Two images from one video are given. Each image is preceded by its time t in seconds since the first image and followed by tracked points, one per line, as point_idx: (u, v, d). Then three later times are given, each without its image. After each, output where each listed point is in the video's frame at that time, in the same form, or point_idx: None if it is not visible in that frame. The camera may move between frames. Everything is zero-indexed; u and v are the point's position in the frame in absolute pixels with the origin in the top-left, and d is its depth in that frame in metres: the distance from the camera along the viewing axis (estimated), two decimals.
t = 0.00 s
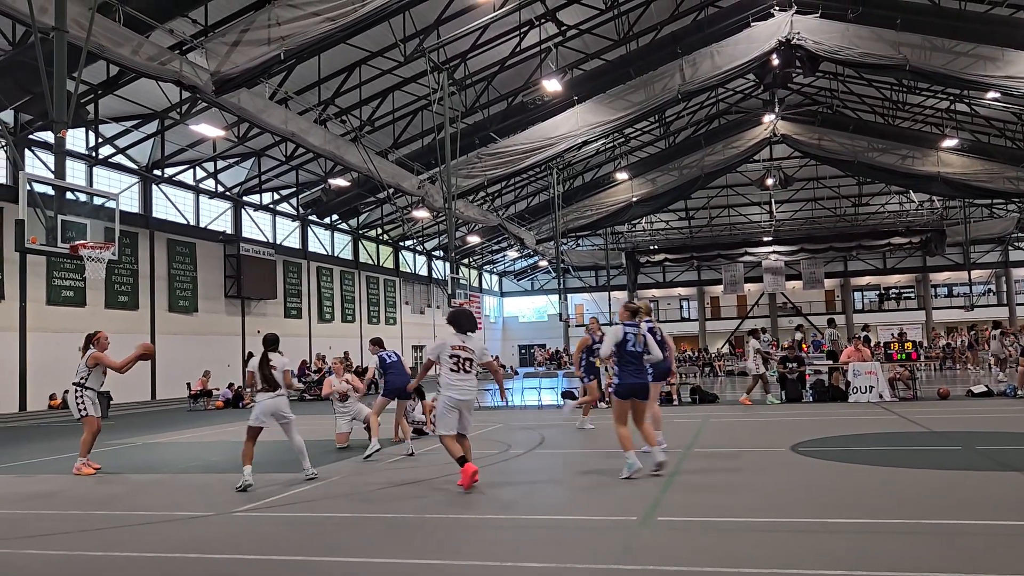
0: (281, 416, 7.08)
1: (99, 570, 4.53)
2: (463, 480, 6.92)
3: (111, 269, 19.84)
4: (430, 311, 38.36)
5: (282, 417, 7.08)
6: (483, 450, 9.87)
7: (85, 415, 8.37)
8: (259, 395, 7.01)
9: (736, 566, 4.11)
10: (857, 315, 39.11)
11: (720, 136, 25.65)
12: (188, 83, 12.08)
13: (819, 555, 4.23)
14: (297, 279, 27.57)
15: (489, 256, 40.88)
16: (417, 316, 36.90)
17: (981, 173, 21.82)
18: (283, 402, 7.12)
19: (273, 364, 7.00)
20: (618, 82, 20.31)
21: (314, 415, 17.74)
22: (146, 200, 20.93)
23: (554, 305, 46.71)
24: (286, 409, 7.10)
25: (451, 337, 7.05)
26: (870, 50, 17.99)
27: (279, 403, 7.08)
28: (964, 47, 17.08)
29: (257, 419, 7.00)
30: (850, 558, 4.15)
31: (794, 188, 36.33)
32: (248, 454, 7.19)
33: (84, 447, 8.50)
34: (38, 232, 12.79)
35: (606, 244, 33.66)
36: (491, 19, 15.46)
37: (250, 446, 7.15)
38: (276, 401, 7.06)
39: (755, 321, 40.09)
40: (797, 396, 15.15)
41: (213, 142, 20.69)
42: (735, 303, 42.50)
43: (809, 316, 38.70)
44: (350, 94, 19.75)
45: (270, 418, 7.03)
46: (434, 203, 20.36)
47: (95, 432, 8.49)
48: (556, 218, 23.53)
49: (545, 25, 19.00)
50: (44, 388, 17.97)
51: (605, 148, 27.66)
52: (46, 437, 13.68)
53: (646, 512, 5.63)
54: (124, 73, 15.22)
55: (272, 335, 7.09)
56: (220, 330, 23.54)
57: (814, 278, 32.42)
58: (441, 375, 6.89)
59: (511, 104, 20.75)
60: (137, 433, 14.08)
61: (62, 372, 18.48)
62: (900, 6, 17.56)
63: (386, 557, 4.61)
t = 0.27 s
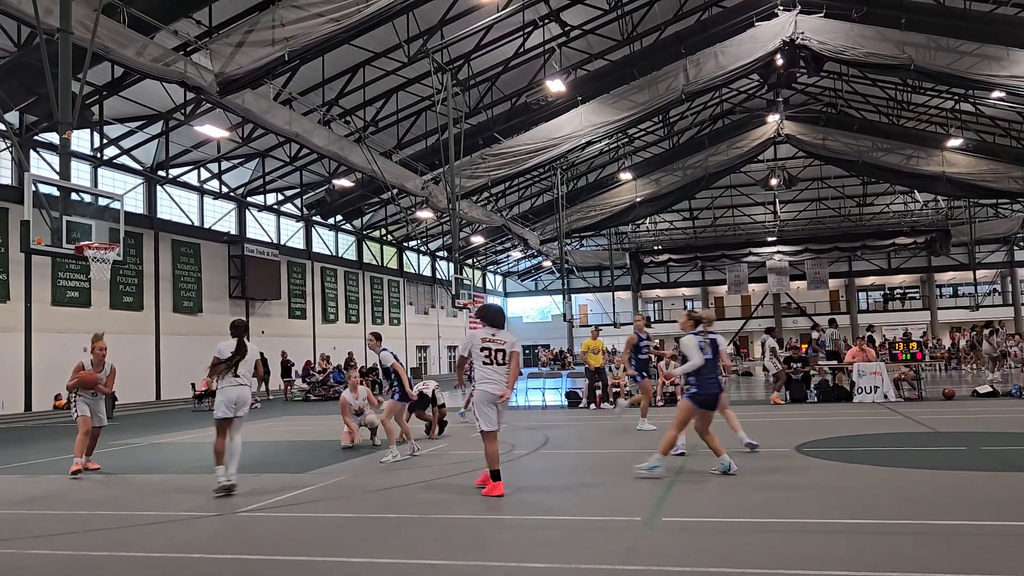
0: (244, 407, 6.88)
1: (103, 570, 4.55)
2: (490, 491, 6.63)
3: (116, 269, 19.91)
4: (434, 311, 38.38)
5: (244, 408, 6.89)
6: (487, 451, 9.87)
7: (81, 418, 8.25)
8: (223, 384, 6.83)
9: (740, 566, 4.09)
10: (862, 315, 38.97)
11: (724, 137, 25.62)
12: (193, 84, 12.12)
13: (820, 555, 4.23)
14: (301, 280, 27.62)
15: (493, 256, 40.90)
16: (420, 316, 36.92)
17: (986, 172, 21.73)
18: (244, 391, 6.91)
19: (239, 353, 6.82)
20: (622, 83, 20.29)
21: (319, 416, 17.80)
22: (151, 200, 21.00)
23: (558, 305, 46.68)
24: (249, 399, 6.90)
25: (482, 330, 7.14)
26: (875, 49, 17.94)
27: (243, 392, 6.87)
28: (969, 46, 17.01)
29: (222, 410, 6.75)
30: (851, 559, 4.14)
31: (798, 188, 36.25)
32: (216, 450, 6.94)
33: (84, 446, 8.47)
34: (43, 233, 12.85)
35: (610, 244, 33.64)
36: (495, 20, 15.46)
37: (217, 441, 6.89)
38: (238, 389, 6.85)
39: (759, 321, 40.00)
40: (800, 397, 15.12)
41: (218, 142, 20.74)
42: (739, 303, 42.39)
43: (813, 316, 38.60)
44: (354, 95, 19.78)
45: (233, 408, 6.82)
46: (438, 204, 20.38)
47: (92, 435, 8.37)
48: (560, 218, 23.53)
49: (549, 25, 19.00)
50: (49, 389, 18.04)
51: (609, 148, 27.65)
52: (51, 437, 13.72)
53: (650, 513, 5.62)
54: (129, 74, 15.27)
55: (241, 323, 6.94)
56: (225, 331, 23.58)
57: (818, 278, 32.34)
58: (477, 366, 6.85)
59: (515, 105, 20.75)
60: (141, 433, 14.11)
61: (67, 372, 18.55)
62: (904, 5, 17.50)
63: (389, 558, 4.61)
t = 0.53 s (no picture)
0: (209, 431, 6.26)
1: (109, 568, 4.57)
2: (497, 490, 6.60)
3: (122, 269, 19.99)
4: (439, 310, 38.42)
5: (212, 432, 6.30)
6: (492, 449, 9.88)
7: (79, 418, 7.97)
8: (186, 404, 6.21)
9: (743, 565, 4.10)
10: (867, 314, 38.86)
11: (729, 136, 25.57)
12: (198, 84, 12.16)
13: (824, 554, 4.23)
14: (306, 279, 27.70)
15: (497, 255, 40.95)
16: (425, 315, 36.97)
17: (993, 171, 21.63)
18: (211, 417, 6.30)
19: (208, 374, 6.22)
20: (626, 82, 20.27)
21: (324, 415, 17.83)
22: (156, 200, 21.08)
23: (563, 304, 46.67)
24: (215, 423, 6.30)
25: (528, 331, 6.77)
26: (880, 48, 17.88)
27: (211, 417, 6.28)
28: (975, 44, 16.93)
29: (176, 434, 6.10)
30: (854, 558, 4.14)
31: (803, 187, 36.14)
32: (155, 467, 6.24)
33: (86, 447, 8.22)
34: (50, 232, 12.90)
35: (615, 243, 33.62)
36: (500, 19, 15.46)
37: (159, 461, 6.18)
38: (203, 414, 6.25)
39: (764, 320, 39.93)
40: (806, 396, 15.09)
41: (223, 142, 20.80)
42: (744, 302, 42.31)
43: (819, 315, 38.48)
44: (359, 95, 19.82)
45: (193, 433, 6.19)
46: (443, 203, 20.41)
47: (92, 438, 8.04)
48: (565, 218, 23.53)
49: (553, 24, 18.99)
50: (56, 387, 18.13)
51: (613, 147, 27.63)
52: (57, 436, 13.79)
53: (655, 512, 5.62)
54: (134, 74, 15.32)
55: (208, 342, 6.30)
56: (230, 329, 23.67)
57: (824, 277, 32.26)
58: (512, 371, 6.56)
59: (520, 104, 20.76)
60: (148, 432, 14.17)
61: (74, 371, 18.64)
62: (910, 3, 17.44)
63: (395, 556, 4.63)
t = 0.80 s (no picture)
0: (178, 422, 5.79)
1: (112, 565, 4.59)
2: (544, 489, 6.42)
3: (128, 267, 20.06)
4: (444, 308, 38.44)
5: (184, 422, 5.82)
6: (496, 448, 9.88)
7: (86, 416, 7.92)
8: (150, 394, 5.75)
9: (747, 563, 4.09)
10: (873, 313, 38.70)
11: (734, 134, 25.50)
12: (203, 82, 12.20)
13: (829, 554, 4.21)
14: (311, 277, 27.76)
15: (502, 253, 40.95)
16: (430, 313, 37.00)
17: (999, 169, 21.52)
18: (181, 405, 5.82)
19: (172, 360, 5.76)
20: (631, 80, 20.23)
21: (328, 412, 17.84)
22: (162, 198, 21.14)
23: (568, 302, 46.63)
24: (185, 412, 5.82)
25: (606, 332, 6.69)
26: (886, 45, 17.79)
27: (180, 406, 5.81)
28: (982, 42, 16.83)
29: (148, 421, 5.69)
30: (859, 558, 4.11)
31: (809, 185, 36.00)
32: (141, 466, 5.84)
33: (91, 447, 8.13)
34: (56, 230, 12.95)
35: (620, 242, 33.58)
36: (505, 17, 15.45)
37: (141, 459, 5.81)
38: (170, 401, 5.77)
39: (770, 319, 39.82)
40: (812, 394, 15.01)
41: (228, 140, 20.85)
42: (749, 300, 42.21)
43: (825, 313, 38.34)
44: (364, 93, 19.85)
45: (162, 421, 5.74)
46: (447, 201, 20.43)
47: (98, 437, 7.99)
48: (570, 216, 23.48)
49: (558, 22, 18.96)
50: (62, 384, 18.20)
51: (618, 145, 27.58)
52: (63, 433, 13.84)
53: (660, 511, 5.60)
54: (140, 73, 15.36)
55: (175, 326, 5.80)
56: (235, 327, 23.72)
57: (829, 275, 32.16)
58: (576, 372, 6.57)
59: (524, 102, 20.75)
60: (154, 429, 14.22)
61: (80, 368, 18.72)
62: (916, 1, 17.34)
63: (400, 554, 4.63)
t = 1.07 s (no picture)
0: (157, 431, 5.36)
1: (118, 562, 4.61)
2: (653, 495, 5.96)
3: (132, 265, 20.12)
4: (447, 307, 38.46)
5: (166, 433, 5.39)
6: (499, 446, 9.89)
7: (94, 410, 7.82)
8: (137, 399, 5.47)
9: (749, 562, 4.11)
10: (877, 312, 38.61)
11: (738, 132, 25.45)
12: (207, 80, 12.22)
13: (830, 552, 4.21)
14: (315, 275, 27.81)
15: (506, 252, 40.96)
16: (434, 312, 37.02)
17: (1005, 168, 21.44)
18: (163, 413, 5.40)
19: (154, 364, 5.46)
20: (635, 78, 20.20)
21: (332, 411, 17.90)
22: (166, 196, 21.19)
23: (571, 301, 46.61)
24: (165, 421, 5.39)
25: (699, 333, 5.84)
26: (891, 44, 17.73)
27: (165, 413, 5.40)
28: (987, 40, 16.76)
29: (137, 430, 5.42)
30: (861, 556, 4.12)
31: (813, 183, 35.92)
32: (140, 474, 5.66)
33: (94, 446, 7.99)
34: (61, 228, 12.99)
35: (624, 241, 33.55)
36: (510, 15, 15.43)
37: (140, 468, 5.62)
38: (151, 410, 5.38)
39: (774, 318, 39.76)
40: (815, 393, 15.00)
41: (232, 139, 20.89)
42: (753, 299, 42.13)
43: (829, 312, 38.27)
44: (368, 91, 19.87)
45: (148, 430, 5.39)
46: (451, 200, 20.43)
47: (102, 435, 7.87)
48: (574, 214, 23.47)
49: (562, 20, 18.94)
50: (66, 382, 18.27)
51: (622, 144, 27.55)
52: (68, 431, 13.90)
53: (664, 509, 5.60)
54: (144, 71, 15.40)
55: (164, 329, 5.52)
56: (239, 326, 23.78)
57: (834, 274, 32.08)
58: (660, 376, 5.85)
59: (528, 101, 20.74)
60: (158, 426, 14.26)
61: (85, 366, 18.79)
62: None
63: (403, 551, 4.66)
